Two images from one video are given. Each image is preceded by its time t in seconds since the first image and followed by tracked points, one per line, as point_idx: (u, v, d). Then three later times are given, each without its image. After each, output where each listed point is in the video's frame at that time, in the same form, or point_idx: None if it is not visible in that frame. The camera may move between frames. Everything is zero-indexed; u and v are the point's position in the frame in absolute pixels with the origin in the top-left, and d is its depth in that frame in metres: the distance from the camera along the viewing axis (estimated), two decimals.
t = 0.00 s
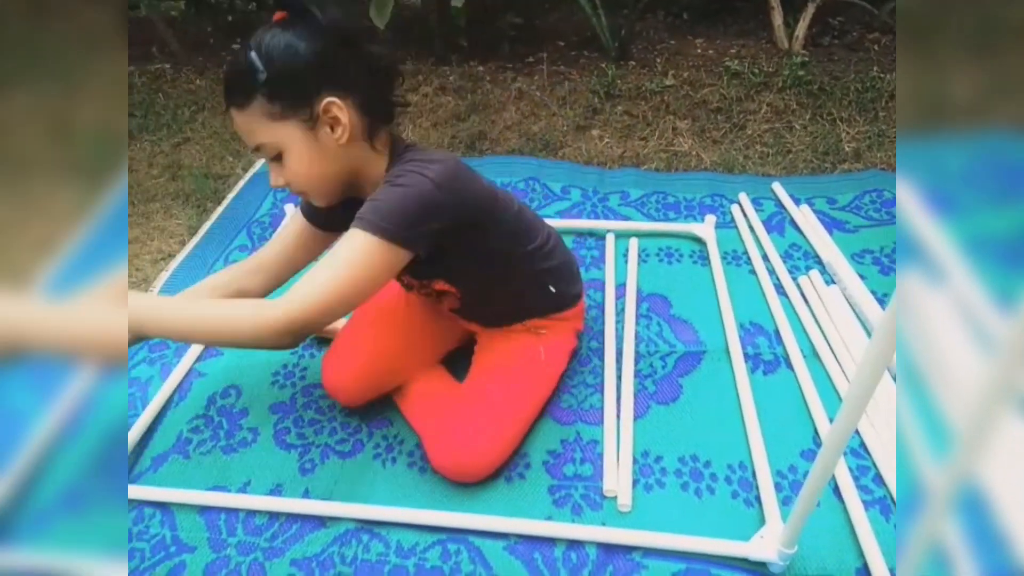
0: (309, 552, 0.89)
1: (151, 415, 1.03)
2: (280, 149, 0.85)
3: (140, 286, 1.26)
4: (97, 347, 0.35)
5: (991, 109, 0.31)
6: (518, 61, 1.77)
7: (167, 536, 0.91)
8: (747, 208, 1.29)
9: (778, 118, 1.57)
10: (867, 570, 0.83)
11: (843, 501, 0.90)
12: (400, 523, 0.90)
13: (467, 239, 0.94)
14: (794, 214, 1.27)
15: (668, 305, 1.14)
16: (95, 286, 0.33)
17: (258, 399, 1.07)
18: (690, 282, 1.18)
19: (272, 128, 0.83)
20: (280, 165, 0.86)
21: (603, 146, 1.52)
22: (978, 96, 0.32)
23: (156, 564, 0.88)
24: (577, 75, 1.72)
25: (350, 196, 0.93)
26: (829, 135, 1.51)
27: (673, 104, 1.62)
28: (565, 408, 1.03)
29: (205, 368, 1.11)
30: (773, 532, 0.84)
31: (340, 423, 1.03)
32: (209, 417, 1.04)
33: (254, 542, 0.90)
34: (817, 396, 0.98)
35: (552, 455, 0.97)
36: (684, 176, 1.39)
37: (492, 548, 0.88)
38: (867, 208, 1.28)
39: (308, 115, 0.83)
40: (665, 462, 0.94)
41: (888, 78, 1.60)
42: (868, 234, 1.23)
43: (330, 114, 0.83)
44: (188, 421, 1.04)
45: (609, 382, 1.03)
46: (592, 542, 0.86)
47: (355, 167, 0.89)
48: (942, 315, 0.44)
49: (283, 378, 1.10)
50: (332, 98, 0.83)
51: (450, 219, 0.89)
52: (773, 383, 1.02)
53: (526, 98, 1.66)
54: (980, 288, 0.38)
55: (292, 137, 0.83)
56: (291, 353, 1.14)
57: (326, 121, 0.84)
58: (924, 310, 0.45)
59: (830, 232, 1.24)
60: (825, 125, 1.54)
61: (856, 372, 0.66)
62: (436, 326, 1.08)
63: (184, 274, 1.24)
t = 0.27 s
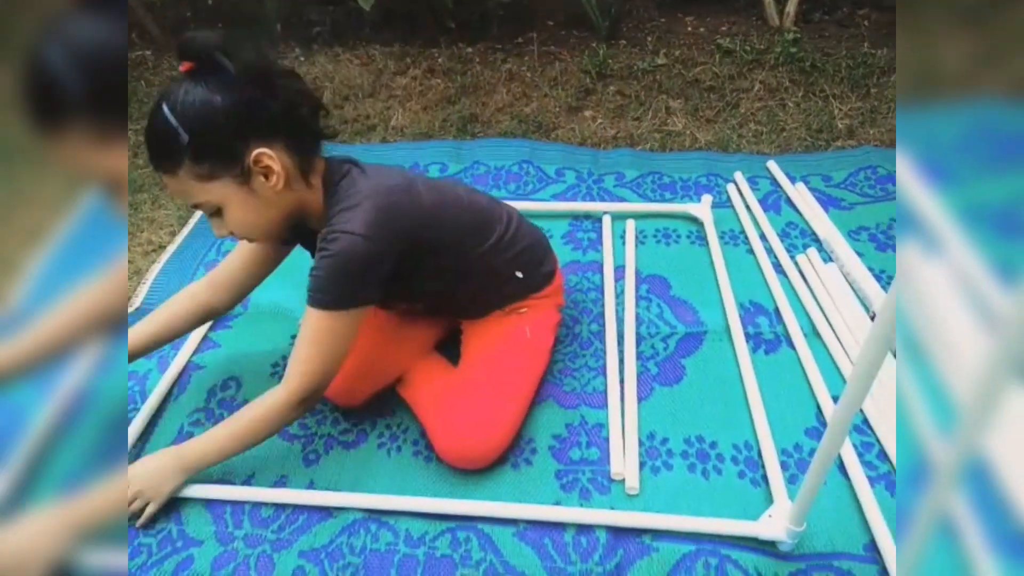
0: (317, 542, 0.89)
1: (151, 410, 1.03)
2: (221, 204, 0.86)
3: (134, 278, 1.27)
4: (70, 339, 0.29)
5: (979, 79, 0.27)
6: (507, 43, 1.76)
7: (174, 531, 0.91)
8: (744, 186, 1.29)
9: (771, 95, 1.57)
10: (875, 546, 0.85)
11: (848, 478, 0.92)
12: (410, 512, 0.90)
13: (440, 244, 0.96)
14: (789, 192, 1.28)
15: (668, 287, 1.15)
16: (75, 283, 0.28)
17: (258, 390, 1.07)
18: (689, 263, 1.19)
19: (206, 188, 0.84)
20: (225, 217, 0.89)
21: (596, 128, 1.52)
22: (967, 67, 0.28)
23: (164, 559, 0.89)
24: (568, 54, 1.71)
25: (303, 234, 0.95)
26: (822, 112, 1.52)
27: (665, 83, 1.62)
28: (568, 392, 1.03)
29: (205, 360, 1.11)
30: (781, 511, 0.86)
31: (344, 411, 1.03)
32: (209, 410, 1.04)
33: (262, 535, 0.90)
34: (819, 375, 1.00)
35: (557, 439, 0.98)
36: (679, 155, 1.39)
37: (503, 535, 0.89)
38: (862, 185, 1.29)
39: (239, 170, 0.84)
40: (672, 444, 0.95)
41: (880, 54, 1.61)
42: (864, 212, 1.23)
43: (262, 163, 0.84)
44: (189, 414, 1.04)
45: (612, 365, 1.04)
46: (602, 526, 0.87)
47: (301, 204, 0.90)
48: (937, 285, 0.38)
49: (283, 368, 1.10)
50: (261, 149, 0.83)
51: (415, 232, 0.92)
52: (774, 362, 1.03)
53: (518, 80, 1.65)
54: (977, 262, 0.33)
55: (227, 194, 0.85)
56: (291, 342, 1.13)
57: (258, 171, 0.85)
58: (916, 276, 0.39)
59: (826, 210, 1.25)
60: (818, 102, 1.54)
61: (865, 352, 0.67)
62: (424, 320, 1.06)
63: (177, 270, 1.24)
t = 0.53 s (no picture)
0: (335, 523, 0.89)
1: (166, 398, 1.03)
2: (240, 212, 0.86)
3: (141, 270, 1.28)
4: (59, 350, 0.28)
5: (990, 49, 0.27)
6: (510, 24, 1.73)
7: (192, 515, 0.91)
8: (752, 164, 1.28)
9: (779, 72, 1.56)
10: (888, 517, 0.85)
11: (860, 450, 0.91)
12: (424, 492, 0.90)
13: (451, 238, 0.95)
14: (799, 168, 1.27)
15: (678, 266, 1.14)
16: (75, 285, 0.28)
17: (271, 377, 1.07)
18: (698, 242, 1.18)
19: (219, 201, 0.84)
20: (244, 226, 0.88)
21: (602, 109, 1.51)
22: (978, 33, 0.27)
23: (184, 543, 0.89)
24: (572, 35, 1.69)
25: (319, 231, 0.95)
26: (831, 88, 1.50)
27: (671, 62, 1.61)
28: (579, 372, 1.03)
29: (217, 348, 1.11)
30: (793, 484, 0.85)
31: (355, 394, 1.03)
32: (224, 397, 1.04)
33: (279, 517, 0.90)
34: (831, 350, 0.99)
35: (570, 418, 0.97)
36: (686, 135, 1.38)
37: (517, 512, 0.89)
38: (873, 159, 1.28)
39: (250, 179, 0.83)
40: (684, 421, 0.95)
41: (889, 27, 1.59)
42: (874, 186, 1.23)
43: (271, 169, 0.84)
44: (203, 401, 1.04)
45: (622, 345, 1.03)
46: (615, 502, 0.87)
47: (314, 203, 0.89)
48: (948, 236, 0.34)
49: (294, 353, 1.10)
50: (269, 154, 0.83)
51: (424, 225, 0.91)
52: (786, 339, 1.03)
53: (522, 62, 1.64)
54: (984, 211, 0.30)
55: (240, 203, 0.85)
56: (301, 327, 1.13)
57: (269, 178, 0.84)
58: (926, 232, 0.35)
59: (837, 185, 1.24)
60: (827, 78, 1.53)
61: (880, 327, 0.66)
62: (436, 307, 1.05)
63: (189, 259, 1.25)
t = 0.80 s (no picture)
0: (372, 512, 0.90)
1: (204, 392, 1.04)
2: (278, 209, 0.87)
3: (175, 267, 1.29)
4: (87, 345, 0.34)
5: None
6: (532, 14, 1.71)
7: (233, 504, 0.92)
8: (783, 149, 1.27)
9: (810, 54, 1.54)
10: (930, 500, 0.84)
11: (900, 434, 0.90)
12: (459, 480, 0.90)
13: (483, 236, 0.95)
14: (832, 151, 1.25)
15: (709, 253, 1.13)
16: (110, 285, 0.33)
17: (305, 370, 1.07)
18: (730, 228, 1.17)
19: (257, 199, 0.85)
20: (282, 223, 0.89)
21: (628, 97, 1.50)
22: None
23: (225, 531, 0.90)
24: (596, 23, 1.68)
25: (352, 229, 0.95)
26: (864, 69, 1.48)
27: (698, 48, 1.59)
28: (610, 361, 1.02)
29: (250, 343, 1.12)
30: (831, 469, 0.84)
31: (387, 386, 1.03)
32: (259, 390, 1.05)
33: (317, 506, 0.91)
34: (870, 335, 0.98)
35: (602, 407, 0.97)
36: (715, 121, 1.37)
37: (551, 500, 0.88)
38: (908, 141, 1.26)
39: (287, 177, 0.84)
40: (718, 408, 0.94)
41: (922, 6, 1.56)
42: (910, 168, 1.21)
43: (309, 167, 0.84)
44: (240, 394, 1.05)
45: (654, 332, 1.03)
46: (650, 489, 0.87)
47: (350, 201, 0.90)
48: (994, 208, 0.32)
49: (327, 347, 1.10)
50: (307, 153, 0.83)
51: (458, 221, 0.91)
52: (822, 324, 1.01)
53: (545, 52, 1.63)
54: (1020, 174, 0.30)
55: (278, 201, 0.85)
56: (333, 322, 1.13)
57: (306, 174, 0.84)
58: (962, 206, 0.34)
59: (872, 168, 1.22)
60: (859, 59, 1.50)
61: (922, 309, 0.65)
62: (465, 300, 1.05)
63: (219, 259, 1.26)
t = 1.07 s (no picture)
0: (398, 501, 0.90)
1: (232, 382, 1.05)
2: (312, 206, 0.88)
3: (205, 258, 1.32)
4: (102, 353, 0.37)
5: None
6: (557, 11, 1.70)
7: (261, 491, 0.93)
8: (812, 146, 1.26)
9: (840, 50, 1.53)
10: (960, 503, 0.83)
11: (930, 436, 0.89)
12: (484, 473, 0.90)
13: (510, 234, 0.95)
14: (862, 149, 1.24)
15: (735, 251, 1.13)
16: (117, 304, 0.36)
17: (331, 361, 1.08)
18: (756, 226, 1.16)
19: (293, 197, 0.86)
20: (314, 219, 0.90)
21: (653, 93, 1.50)
22: None
23: (254, 517, 0.91)
24: (622, 19, 1.67)
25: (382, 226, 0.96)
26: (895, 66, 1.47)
27: (725, 44, 1.58)
28: (635, 357, 1.02)
29: (277, 334, 1.12)
30: (859, 471, 0.83)
31: (413, 378, 1.04)
32: (286, 379, 1.06)
33: (344, 494, 0.91)
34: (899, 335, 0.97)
35: (626, 403, 0.96)
36: (742, 117, 1.36)
37: (575, 493, 0.88)
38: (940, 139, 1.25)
39: (321, 175, 0.85)
40: (744, 406, 0.94)
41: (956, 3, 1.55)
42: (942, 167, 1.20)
43: (343, 164, 0.85)
44: (268, 383, 1.06)
45: (680, 329, 1.02)
46: (675, 485, 0.87)
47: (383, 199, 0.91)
48: None
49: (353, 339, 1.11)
50: (340, 151, 0.84)
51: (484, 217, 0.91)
52: (850, 324, 1.01)
53: (570, 48, 1.62)
54: None
55: (311, 199, 0.86)
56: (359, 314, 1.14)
57: (339, 173, 0.85)
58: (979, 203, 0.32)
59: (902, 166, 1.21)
60: (890, 56, 1.49)
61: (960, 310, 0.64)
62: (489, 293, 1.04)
63: (247, 251, 1.28)
